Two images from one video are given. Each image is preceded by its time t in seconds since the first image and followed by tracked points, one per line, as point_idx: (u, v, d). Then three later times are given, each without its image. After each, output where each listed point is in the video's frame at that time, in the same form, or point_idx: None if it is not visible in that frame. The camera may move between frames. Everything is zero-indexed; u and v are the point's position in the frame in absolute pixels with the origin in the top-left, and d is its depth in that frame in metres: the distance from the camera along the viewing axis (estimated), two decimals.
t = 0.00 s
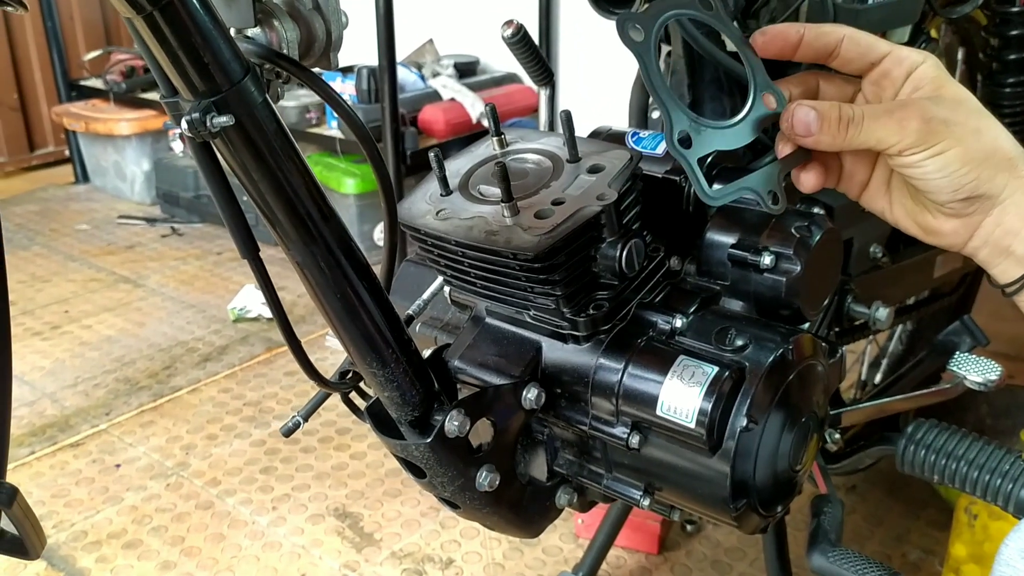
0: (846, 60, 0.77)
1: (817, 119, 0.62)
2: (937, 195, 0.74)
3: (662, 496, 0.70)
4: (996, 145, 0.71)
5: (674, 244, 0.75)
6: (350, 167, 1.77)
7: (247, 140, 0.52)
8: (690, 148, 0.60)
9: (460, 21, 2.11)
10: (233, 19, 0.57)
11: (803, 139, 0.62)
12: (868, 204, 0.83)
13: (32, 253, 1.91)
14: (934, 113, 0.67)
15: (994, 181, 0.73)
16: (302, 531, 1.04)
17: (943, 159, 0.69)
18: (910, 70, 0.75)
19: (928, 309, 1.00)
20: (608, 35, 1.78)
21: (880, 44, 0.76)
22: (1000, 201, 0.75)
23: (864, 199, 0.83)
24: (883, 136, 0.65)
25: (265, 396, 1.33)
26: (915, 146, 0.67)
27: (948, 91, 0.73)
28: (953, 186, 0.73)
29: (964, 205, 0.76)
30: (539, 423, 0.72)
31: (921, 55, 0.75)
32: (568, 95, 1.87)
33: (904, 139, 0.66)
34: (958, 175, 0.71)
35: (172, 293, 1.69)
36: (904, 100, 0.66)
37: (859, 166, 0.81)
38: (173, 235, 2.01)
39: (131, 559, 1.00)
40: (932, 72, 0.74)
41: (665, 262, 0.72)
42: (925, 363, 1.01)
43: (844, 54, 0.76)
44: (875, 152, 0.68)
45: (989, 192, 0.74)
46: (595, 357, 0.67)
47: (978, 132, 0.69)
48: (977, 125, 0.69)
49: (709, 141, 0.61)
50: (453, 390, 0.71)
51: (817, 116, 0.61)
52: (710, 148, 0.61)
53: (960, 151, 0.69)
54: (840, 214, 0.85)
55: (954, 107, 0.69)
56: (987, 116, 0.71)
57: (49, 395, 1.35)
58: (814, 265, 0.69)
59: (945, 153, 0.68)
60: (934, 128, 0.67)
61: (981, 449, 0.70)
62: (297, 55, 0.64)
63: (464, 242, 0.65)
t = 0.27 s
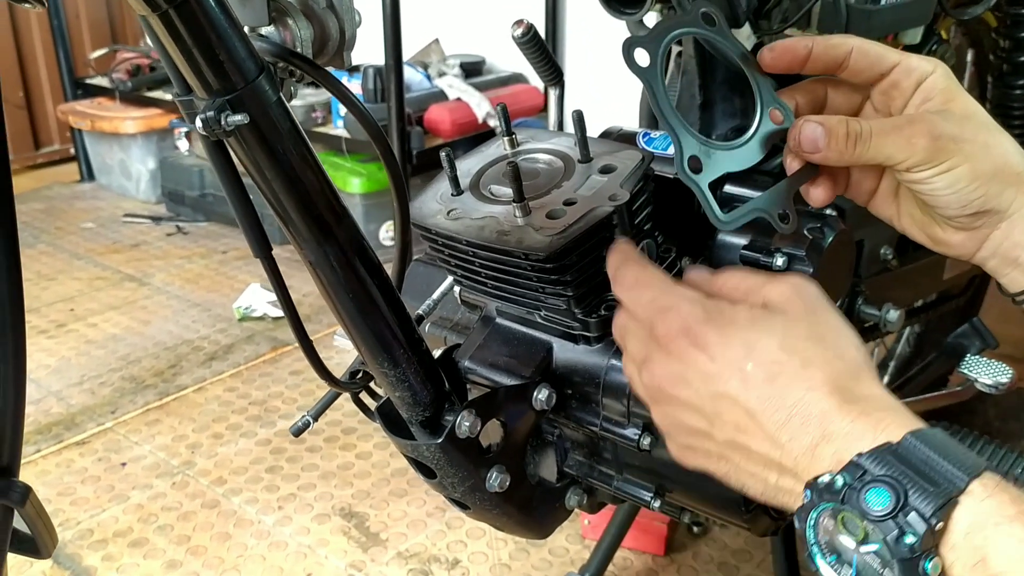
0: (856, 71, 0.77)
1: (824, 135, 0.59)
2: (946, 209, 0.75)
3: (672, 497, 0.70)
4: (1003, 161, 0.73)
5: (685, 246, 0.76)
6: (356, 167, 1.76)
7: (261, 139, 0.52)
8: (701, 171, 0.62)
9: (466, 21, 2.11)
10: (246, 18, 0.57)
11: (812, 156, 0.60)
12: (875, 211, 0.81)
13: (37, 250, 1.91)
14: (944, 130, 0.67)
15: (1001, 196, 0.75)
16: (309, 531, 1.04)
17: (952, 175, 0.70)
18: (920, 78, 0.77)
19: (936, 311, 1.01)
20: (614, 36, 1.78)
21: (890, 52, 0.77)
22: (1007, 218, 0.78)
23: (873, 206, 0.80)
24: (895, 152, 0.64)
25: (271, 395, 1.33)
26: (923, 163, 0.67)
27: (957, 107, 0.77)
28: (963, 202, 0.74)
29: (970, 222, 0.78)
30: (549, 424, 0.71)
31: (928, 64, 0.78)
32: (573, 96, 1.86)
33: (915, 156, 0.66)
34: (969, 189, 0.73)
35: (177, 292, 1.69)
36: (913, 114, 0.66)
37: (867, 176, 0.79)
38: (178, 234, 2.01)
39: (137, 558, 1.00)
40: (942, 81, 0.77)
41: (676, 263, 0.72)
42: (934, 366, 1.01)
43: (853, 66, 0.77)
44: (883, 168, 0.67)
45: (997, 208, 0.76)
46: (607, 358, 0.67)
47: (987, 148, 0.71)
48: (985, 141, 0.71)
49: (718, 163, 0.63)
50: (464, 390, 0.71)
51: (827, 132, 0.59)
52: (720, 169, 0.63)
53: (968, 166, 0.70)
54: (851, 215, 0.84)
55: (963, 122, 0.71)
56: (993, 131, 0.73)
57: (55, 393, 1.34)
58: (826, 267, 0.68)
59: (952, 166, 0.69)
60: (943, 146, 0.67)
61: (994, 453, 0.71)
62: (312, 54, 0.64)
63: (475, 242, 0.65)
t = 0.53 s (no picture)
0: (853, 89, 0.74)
1: (829, 153, 0.61)
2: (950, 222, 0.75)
3: (671, 498, 0.70)
4: (1006, 171, 0.73)
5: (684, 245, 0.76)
6: (357, 166, 1.77)
7: (261, 140, 0.52)
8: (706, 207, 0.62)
9: (468, 21, 2.11)
10: (247, 19, 0.57)
11: (818, 174, 0.61)
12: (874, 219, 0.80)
13: (39, 250, 1.91)
14: (948, 145, 0.68)
15: (1004, 206, 0.75)
16: (309, 531, 1.04)
17: (957, 189, 0.71)
18: (917, 91, 0.74)
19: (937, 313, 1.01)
20: (615, 36, 1.78)
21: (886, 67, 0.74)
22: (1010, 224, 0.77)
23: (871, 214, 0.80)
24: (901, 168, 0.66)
25: (272, 395, 1.33)
26: (930, 177, 0.68)
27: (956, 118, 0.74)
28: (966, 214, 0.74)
29: (973, 232, 0.77)
30: (548, 425, 0.71)
31: (924, 72, 0.75)
32: (574, 96, 1.87)
33: (922, 172, 0.67)
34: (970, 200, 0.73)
35: (179, 291, 1.69)
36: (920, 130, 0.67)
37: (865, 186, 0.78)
38: (180, 233, 2.01)
39: (138, 557, 1.00)
40: (939, 91, 0.74)
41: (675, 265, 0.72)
42: (934, 367, 1.01)
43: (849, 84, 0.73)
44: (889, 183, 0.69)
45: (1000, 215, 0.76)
46: (606, 359, 0.67)
47: (988, 161, 0.71)
48: (987, 153, 0.71)
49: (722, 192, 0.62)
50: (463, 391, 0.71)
51: (832, 151, 0.61)
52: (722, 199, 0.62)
53: (975, 181, 0.71)
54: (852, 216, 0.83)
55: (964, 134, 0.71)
56: (994, 141, 0.72)
57: (56, 392, 1.35)
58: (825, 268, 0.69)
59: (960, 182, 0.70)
60: (948, 160, 0.68)
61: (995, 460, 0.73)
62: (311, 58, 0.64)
63: (476, 243, 0.65)
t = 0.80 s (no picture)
0: (833, 103, 0.73)
1: (828, 196, 0.60)
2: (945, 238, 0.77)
3: (670, 498, 0.70)
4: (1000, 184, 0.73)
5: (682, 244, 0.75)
6: (357, 166, 1.76)
7: (259, 140, 0.52)
8: (687, 215, 0.62)
9: (468, 21, 2.11)
10: (244, 18, 0.57)
11: (816, 216, 0.61)
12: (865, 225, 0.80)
13: (39, 250, 1.91)
14: (944, 169, 0.68)
15: (996, 215, 0.76)
16: (308, 530, 1.04)
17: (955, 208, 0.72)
18: (899, 107, 0.73)
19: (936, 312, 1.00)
20: (615, 36, 1.78)
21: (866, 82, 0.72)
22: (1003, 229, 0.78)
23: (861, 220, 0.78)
24: (897, 199, 0.66)
25: (272, 395, 1.33)
26: (928, 202, 0.69)
27: (945, 137, 0.71)
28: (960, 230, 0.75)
29: (968, 241, 0.78)
30: (547, 424, 0.71)
31: (908, 85, 0.73)
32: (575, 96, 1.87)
33: (919, 199, 0.67)
34: (965, 217, 0.74)
35: (179, 291, 1.69)
36: (915, 159, 0.67)
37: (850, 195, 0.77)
38: (180, 233, 2.01)
39: (137, 557, 1.00)
40: (930, 108, 0.72)
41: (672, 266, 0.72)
42: (935, 367, 1.01)
43: (828, 98, 0.72)
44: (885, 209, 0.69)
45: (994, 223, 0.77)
46: (604, 358, 0.67)
47: (984, 179, 0.71)
48: (982, 172, 0.71)
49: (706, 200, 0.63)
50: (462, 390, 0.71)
51: (829, 196, 0.60)
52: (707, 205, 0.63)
53: (971, 201, 0.72)
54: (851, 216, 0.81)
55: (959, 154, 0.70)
56: (988, 156, 0.72)
57: (56, 392, 1.35)
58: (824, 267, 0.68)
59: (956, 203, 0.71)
60: (946, 185, 0.69)
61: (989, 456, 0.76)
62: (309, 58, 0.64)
63: (474, 242, 0.65)
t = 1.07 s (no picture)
0: (818, 107, 0.73)
1: (812, 199, 0.61)
2: (931, 237, 0.75)
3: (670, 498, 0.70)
4: (981, 182, 0.73)
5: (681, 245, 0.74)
6: (359, 166, 1.77)
7: (260, 141, 0.53)
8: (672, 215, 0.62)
9: (469, 20, 2.11)
10: (246, 20, 0.57)
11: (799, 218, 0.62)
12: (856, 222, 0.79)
13: (41, 250, 1.92)
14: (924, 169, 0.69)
15: (982, 212, 0.75)
16: (310, 530, 1.04)
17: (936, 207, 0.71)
18: (886, 108, 0.72)
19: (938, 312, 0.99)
20: (616, 36, 1.78)
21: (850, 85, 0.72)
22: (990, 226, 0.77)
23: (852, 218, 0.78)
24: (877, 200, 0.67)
25: (273, 394, 1.34)
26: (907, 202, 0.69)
27: (931, 139, 0.71)
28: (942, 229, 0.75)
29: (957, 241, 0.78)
30: (547, 424, 0.71)
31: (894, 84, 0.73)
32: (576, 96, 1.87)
33: (898, 200, 0.68)
34: (947, 218, 0.74)
35: (181, 291, 1.70)
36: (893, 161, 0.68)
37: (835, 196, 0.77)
38: (182, 233, 2.01)
39: (140, 556, 1.01)
40: (916, 112, 0.71)
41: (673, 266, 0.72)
42: (936, 367, 1.00)
43: (814, 102, 0.73)
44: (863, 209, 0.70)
45: (980, 224, 0.76)
46: (605, 358, 0.67)
47: (964, 178, 0.71)
48: (963, 172, 0.71)
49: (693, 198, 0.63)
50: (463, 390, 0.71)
51: (811, 198, 0.61)
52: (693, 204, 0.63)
53: (952, 200, 0.72)
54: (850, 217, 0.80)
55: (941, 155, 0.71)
56: (968, 156, 0.72)
57: (58, 392, 1.35)
58: (824, 268, 0.69)
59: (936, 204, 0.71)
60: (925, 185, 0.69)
61: (992, 455, 0.78)
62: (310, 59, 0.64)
63: (475, 242, 0.65)
